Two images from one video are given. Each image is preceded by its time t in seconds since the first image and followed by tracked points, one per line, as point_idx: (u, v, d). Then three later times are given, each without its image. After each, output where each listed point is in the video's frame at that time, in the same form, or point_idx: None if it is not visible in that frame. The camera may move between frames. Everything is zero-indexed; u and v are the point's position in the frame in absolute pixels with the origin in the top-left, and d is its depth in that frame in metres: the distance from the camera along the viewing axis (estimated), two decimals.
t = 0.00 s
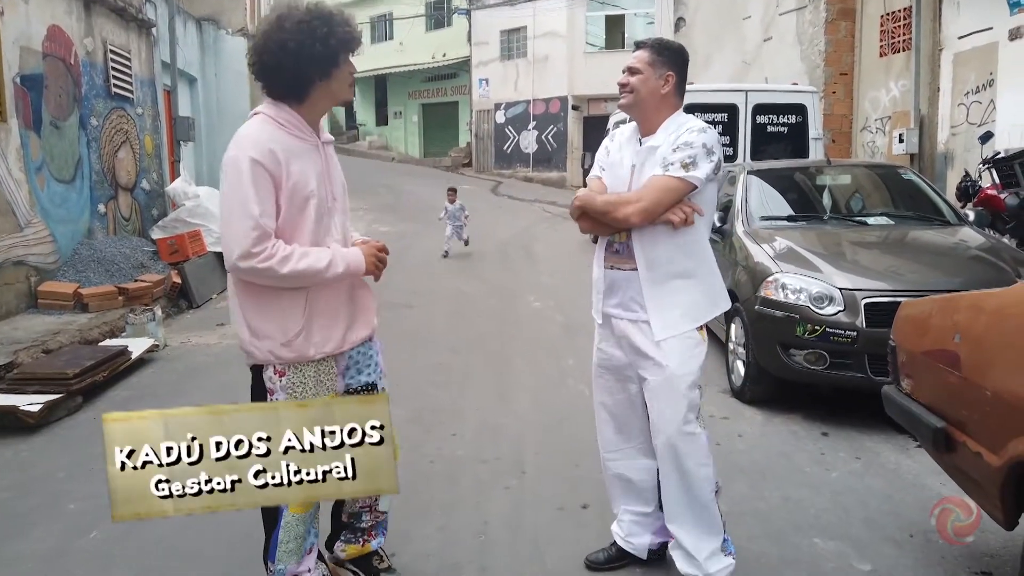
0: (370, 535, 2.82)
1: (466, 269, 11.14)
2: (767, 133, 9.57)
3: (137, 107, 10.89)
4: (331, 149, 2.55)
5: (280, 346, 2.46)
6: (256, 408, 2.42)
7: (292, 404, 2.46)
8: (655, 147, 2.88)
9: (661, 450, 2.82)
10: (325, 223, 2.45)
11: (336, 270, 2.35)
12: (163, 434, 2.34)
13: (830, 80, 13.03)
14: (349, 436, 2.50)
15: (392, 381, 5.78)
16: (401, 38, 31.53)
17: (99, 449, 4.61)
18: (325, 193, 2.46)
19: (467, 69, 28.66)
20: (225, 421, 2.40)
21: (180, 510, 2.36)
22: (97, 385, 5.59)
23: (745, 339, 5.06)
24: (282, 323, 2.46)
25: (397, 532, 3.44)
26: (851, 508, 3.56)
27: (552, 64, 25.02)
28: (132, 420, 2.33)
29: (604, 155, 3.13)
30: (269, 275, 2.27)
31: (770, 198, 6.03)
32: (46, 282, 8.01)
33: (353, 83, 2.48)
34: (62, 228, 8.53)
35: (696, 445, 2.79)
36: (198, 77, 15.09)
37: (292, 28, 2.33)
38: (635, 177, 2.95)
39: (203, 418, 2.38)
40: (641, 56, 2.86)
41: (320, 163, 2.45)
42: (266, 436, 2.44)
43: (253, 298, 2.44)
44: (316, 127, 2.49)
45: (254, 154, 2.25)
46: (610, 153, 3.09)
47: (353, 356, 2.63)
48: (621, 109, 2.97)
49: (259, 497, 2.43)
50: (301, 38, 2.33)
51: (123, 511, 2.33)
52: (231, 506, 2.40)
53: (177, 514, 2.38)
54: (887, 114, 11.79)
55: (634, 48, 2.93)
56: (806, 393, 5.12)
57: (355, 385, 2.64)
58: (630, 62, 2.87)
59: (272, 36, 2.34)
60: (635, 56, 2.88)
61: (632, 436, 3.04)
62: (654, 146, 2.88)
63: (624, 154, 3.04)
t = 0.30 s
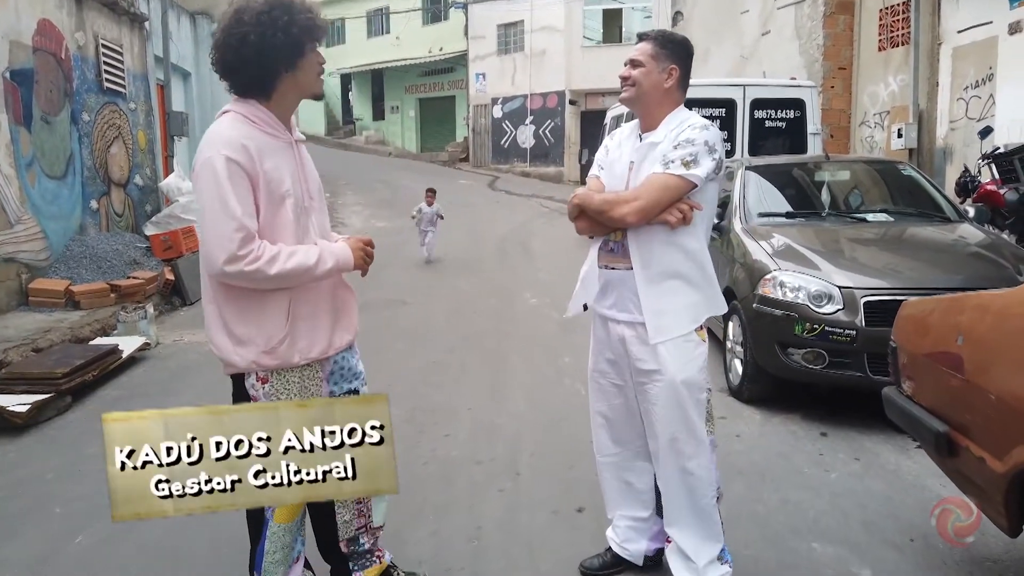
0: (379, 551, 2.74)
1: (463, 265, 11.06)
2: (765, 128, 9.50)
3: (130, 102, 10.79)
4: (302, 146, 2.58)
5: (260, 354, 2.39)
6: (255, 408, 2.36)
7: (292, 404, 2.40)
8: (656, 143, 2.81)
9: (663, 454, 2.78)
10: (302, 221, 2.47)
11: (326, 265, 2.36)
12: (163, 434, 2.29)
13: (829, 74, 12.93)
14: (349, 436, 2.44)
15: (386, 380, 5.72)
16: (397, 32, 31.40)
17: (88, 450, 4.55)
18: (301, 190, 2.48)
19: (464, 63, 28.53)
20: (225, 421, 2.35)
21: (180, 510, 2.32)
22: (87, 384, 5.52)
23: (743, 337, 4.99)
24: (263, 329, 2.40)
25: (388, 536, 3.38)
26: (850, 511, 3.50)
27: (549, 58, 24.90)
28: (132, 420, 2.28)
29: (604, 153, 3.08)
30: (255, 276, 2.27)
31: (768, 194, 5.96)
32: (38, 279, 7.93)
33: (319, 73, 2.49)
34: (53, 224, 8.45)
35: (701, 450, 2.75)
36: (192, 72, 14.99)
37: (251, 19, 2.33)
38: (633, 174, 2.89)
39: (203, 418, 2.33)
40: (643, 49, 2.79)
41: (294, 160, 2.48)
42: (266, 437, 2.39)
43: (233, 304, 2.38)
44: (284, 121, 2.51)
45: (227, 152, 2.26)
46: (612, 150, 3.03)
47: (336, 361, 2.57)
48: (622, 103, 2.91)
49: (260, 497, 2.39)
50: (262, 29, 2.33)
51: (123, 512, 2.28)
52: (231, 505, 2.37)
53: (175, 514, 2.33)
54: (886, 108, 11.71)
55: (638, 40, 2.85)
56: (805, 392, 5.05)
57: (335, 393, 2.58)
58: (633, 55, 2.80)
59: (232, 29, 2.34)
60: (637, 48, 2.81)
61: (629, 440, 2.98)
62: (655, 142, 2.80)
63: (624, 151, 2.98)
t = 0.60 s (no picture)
0: (365, 565, 2.66)
1: (461, 262, 10.97)
2: (765, 124, 9.40)
3: (123, 98, 10.68)
4: (272, 147, 2.56)
5: (231, 364, 2.34)
6: (255, 408, 2.29)
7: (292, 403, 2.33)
8: (653, 143, 2.71)
9: (656, 467, 2.73)
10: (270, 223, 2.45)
11: (297, 260, 2.31)
12: (163, 434, 2.23)
13: (829, 69, 12.81)
14: (349, 436, 2.36)
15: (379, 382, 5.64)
16: (396, 27, 31.26)
17: (75, 455, 4.47)
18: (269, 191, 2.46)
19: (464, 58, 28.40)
20: (225, 421, 2.27)
21: (180, 511, 2.25)
22: (76, 386, 5.45)
23: (742, 338, 4.91)
24: (235, 339, 2.34)
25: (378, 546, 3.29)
26: (851, 520, 3.41)
27: (549, 52, 24.77)
28: (132, 420, 2.22)
29: (599, 153, 3.01)
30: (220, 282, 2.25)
31: (768, 191, 5.86)
32: (29, 278, 7.86)
33: (290, 70, 2.48)
34: (45, 222, 8.36)
35: (693, 463, 2.70)
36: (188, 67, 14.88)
37: (214, 11, 2.32)
38: (628, 174, 2.80)
39: (203, 417, 2.26)
40: (642, 46, 2.69)
41: (259, 161, 2.46)
42: (266, 437, 2.31)
43: (203, 313, 2.33)
44: (251, 120, 2.51)
45: (182, 156, 2.26)
46: (607, 149, 2.95)
47: (319, 371, 2.50)
48: (620, 101, 2.82)
49: (260, 498, 2.32)
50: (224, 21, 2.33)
51: (123, 512, 2.21)
52: (231, 506, 2.29)
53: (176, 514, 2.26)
54: (888, 103, 11.60)
55: (637, 36, 2.75)
56: (805, 394, 4.96)
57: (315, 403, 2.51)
58: (631, 52, 2.69)
59: (196, 20, 2.35)
60: (637, 44, 2.71)
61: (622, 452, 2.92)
62: (652, 142, 2.71)
63: (620, 150, 2.89)
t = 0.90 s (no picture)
0: None
1: (461, 263, 10.88)
2: (769, 124, 9.29)
3: (120, 98, 10.60)
4: (256, 160, 2.48)
5: (216, 388, 2.26)
6: (255, 408, 2.25)
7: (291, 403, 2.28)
8: (650, 153, 2.67)
9: (653, 491, 2.66)
10: (252, 241, 2.38)
11: (266, 296, 2.24)
12: (162, 433, 2.20)
13: (834, 67, 12.69)
14: (349, 436, 2.31)
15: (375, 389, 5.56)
16: (398, 24, 31.15)
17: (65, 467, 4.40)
18: (252, 207, 2.39)
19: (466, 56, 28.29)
20: (224, 420, 2.22)
21: (181, 510, 2.23)
22: (68, 394, 5.37)
23: (744, 346, 4.81)
24: (217, 363, 2.27)
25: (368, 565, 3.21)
26: (855, 538, 3.31)
27: (552, 49, 24.65)
28: (132, 420, 2.20)
29: (590, 163, 2.95)
30: (192, 306, 2.19)
31: (771, 195, 5.76)
32: (24, 282, 7.80)
33: (277, 85, 2.43)
34: (41, 225, 8.29)
35: (692, 485, 2.63)
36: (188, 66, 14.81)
37: (197, 26, 2.29)
38: (623, 185, 2.74)
39: (203, 418, 2.21)
40: (638, 54, 2.67)
41: (243, 175, 2.39)
42: (265, 437, 2.26)
43: (181, 335, 2.26)
44: (237, 137, 2.44)
45: (160, 174, 2.19)
46: (600, 160, 2.88)
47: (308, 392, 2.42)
48: (615, 110, 2.77)
49: (261, 496, 2.28)
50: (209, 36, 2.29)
51: (124, 511, 2.20)
52: (232, 505, 2.26)
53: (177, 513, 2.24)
54: (893, 102, 11.47)
55: (632, 44, 2.72)
56: (809, 403, 4.86)
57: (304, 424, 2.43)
58: (626, 60, 2.66)
59: (177, 37, 2.31)
60: (633, 53, 2.67)
61: (617, 471, 2.86)
62: (648, 152, 2.66)
63: (614, 160, 2.83)
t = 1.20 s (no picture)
0: None
1: (464, 266, 10.76)
2: (776, 126, 9.15)
3: (120, 100, 10.49)
4: (247, 175, 2.36)
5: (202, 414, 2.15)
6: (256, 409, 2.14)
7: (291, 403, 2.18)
8: (654, 164, 2.58)
9: (660, 516, 2.53)
10: (241, 260, 2.26)
11: (258, 315, 2.12)
12: (162, 433, 2.09)
13: (842, 68, 12.54)
14: (349, 436, 2.20)
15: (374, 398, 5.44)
16: (402, 24, 31.05)
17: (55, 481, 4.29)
18: (241, 225, 2.26)
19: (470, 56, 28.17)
20: (225, 420, 2.11)
21: (181, 511, 2.11)
22: (61, 404, 5.26)
23: (753, 356, 4.67)
24: (202, 387, 2.15)
25: None
26: (870, 561, 3.18)
27: (556, 49, 24.51)
28: (132, 419, 2.09)
29: (587, 175, 2.88)
30: (180, 330, 2.07)
31: (779, 200, 5.62)
32: (21, 287, 7.70)
33: (269, 92, 2.31)
34: (38, 229, 8.19)
35: (701, 509, 2.51)
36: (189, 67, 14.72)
37: (182, 35, 2.15)
38: (626, 197, 2.65)
39: (203, 417, 2.10)
40: (636, 61, 2.57)
41: (233, 191, 2.27)
42: (266, 436, 2.16)
43: (166, 358, 2.14)
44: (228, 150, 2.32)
45: (148, 191, 2.05)
46: (598, 171, 2.79)
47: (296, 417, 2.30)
48: (613, 121, 2.69)
49: (261, 497, 2.16)
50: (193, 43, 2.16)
51: (123, 511, 2.09)
52: (232, 506, 2.14)
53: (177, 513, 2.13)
54: (902, 103, 11.32)
55: (628, 50, 2.63)
56: (820, 416, 4.72)
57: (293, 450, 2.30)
58: (623, 68, 2.57)
59: (160, 47, 2.17)
60: (629, 60, 2.58)
61: (621, 494, 2.74)
62: (652, 162, 2.57)
63: (614, 171, 2.73)
